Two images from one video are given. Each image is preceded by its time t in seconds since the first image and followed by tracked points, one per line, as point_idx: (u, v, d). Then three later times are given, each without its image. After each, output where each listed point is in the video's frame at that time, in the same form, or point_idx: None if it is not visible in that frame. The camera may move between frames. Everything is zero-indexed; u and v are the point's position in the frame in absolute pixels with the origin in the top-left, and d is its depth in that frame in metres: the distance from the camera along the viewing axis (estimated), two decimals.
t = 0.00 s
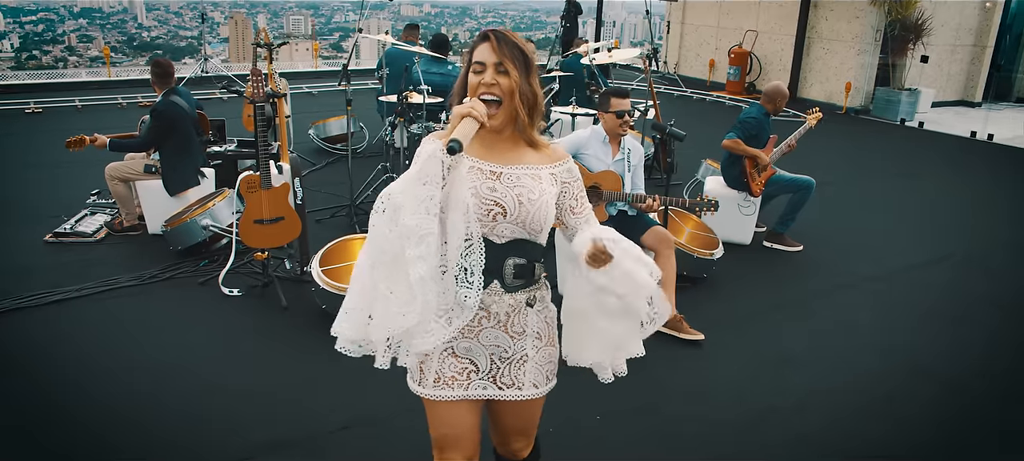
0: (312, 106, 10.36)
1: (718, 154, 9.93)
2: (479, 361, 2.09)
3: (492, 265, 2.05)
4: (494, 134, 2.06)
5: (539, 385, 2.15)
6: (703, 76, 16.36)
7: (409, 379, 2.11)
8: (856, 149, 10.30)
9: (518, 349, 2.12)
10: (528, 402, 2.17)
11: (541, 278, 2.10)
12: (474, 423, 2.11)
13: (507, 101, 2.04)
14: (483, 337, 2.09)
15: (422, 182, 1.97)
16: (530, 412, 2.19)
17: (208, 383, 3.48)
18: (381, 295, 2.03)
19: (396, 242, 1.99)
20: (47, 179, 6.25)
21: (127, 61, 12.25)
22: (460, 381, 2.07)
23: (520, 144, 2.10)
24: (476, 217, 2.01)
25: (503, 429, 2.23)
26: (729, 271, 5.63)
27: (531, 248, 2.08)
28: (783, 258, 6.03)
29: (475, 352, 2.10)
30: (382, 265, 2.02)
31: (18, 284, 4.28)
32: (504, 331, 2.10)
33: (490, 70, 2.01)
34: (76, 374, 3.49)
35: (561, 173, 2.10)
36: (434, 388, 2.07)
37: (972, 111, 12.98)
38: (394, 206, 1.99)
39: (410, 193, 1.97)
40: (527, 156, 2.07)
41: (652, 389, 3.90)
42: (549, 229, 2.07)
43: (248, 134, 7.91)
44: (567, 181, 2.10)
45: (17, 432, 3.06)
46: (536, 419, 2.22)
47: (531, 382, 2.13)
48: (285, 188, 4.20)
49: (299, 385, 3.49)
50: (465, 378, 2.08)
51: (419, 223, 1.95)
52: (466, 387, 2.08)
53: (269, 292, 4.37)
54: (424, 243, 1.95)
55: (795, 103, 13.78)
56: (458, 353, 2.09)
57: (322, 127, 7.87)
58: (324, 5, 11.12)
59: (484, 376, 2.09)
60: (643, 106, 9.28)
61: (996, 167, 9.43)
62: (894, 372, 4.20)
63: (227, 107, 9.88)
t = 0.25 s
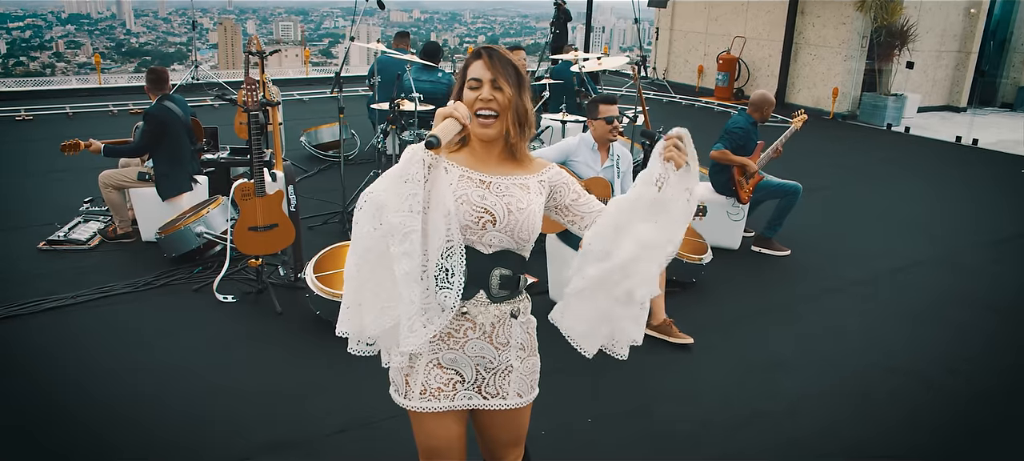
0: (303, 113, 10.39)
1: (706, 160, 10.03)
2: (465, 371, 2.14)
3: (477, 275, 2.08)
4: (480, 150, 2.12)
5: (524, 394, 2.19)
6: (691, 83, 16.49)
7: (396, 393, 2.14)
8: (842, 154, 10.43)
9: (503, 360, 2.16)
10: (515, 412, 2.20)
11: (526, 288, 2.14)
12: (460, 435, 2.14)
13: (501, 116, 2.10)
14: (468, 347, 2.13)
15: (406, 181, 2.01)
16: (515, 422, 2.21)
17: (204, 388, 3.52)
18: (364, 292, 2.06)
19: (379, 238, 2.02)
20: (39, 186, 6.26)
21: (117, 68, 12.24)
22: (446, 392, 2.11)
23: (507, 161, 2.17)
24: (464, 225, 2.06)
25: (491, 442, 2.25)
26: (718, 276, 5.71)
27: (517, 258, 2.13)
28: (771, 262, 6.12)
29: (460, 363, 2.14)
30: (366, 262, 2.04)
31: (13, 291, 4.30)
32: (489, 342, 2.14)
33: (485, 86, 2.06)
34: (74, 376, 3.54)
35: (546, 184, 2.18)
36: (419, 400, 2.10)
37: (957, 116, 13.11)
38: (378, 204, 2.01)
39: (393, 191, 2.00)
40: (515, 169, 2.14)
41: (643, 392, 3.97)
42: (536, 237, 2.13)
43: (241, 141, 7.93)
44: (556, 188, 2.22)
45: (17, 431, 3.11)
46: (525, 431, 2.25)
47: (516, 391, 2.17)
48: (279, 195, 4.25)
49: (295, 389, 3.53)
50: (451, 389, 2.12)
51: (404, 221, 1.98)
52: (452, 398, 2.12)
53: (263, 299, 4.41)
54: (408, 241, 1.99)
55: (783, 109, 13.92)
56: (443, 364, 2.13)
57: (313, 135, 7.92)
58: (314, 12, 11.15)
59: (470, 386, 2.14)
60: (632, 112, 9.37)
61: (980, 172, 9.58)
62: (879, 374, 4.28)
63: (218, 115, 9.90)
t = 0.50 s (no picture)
0: (294, 117, 10.41)
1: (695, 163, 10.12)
2: (452, 374, 2.17)
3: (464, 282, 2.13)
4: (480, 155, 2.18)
5: (512, 397, 2.23)
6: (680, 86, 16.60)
7: (386, 395, 2.19)
8: (830, 156, 10.55)
9: (490, 364, 2.20)
10: (504, 414, 2.25)
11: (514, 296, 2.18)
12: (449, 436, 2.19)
13: (495, 120, 2.16)
14: (456, 352, 2.17)
15: (399, 171, 2.03)
16: (503, 425, 2.26)
17: (201, 391, 3.55)
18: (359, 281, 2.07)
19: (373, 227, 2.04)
20: (31, 191, 6.26)
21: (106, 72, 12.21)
22: (435, 394, 2.15)
23: (503, 168, 2.22)
24: (455, 229, 2.10)
25: (483, 443, 2.30)
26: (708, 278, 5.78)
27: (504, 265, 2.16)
28: (760, 264, 6.20)
29: (449, 367, 2.17)
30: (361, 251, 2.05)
31: (8, 296, 4.32)
32: (477, 346, 2.18)
33: (480, 92, 2.13)
34: (65, 384, 3.54)
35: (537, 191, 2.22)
36: (409, 401, 2.15)
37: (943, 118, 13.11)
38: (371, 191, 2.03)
39: (389, 181, 2.03)
40: (506, 177, 2.20)
41: (635, 393, 4.03)
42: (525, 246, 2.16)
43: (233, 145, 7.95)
44: (545, 195, 2.24)
45: (16, 433, 3.16)
46: (516, 432, 2.30)
47: (504, 394, 2.21)
48: (273, 200, 4.29)
49: (291, 392, 3.57)
50: (439, 391, 2.16)
51: (398, 211, 2.02)
52: (441, 400, 2.16)
53: (258, 302, 4.45)
54: (403, 231, 2.02)
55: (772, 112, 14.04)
56: (432, 367, 2.17)
57: (305, 139, 7.96)
58: (303, 15, 11.12)
59: (458, 389, 2.18)
60: (621, 116, 9.45)
61: (966, 174, 9.71)
62: (866, 374, 4.36)
63: (209, 119, 9.90)
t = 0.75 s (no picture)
0: (285, 118, 10.41)
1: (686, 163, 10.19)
2: (438, 374, 2.24)
3: (452, 286, 2.19)
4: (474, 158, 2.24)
5: (497, 398, 2.27)
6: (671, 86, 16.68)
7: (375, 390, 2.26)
8: (819, 157, 10.65)
9: (474, 366, 2.24)
10: (489, 415, 2.29)
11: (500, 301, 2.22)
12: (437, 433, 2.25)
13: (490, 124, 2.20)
14: (441, 352, 2.23)
15: (382, 158, 2.13)
16: (490, 425, 2.31)
17: (198, 391, 3.59)
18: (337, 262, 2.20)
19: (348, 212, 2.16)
20: (23, 194, 6.27)
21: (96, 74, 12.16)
22: (420, 392, 2.22)
23: (498, 173, 2.27)
24: (443, 232, 2.17)
25: (473, 442, 2.36)
26: (698, 278, 5.86)
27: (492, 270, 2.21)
28: (749, 264, 6.28)
29: (434, 366, 2.24)
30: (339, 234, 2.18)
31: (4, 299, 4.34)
32: (461, 349, 2.23)
33: (476, 95, 2.19)
34: (62, 386, 3.57)
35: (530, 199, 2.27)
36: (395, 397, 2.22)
37: (931, 118, 13.08)
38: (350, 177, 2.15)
39: (369, 168, 2.13)
40: (499, 181, 2.25)
41: (626, 391, 4.09)
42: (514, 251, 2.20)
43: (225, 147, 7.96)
44: (544, 194, 2.31)
45: (16, 433, 3.20)
46: (504, 431, 2.34)
47: (488, 394, 2.26)
48: (267, 202, 4.32)
49: (287, 392, 3.62)
50: (424, 389, 2.22)
51: (371, 195, 2.12)
52: (426, 397, 2.22)
53: (253, 304, 4.49)
54: (374, 215, 2.12)
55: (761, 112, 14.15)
56: (417, 366, 2.23)
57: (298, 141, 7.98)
58: (293, 15, 11.09)
59: (443, 388, 2.23)
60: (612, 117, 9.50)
61: (952, 174, 9.83)
62: (853, 371, 4.44)
63: (201, 122, 9.90)
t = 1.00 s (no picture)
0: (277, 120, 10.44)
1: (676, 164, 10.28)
2: (437, 374, 2.29)
3: (450, 287, 2.24)
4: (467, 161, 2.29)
5: (495, 397, 2.34)
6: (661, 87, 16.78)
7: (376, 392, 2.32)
8: (807, 157, 10.77)
9: (474, 366, 2.30)
10: (487, 413, 2.36)
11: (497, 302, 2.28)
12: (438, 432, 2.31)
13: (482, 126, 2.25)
14: (440, 353, 2.29)
15: (377, 158, 2.17)
16: (488, 421, 2.38)
17: (195, 392, 3.64)
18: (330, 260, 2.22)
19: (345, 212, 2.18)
20: (17, 196, 6.28)
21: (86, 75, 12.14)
22: (420, 393, 2.27)
23: (491, 177, 2.32)
24: (440, 235, 2.21)
25: (471, 439, 2.42)
26: (688, 278, 5.93)
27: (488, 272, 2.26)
28: (738, 264, 6.36)
29: (433, 367, 2.29)
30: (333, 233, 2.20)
31: None
32: (460, 349, 2.29)
33: (469, 98, 2.23)
34: (59, 387, 3.61)
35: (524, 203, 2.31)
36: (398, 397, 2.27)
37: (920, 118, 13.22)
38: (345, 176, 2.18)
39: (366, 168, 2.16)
40: (493, 185, 2.29)
41: (617, 390, 4.16)
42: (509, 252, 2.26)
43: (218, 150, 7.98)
44: (533, 202, 2.37)
45: (15, 434, 3.24)
46: (501, 427, 2.42)
47: (487, 393, 2.33)
48: (263, 205, 4.37)
49: (283, 393, 3.67)
50: (424, 390, 2.28)
51: (366, 195, 2.14)
52: (426, 397, 2.28)
53: (248, 306, 4.53)
54: (369, 214, 2.15)
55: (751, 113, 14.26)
56: (417, 367, 2.28)
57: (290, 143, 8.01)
58: (284, 16, 11.07)
59: (443, 388, 2.29)
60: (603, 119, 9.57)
61: (939, 174, 9.95)
62: (839, 370, 4.52)
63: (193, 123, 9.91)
